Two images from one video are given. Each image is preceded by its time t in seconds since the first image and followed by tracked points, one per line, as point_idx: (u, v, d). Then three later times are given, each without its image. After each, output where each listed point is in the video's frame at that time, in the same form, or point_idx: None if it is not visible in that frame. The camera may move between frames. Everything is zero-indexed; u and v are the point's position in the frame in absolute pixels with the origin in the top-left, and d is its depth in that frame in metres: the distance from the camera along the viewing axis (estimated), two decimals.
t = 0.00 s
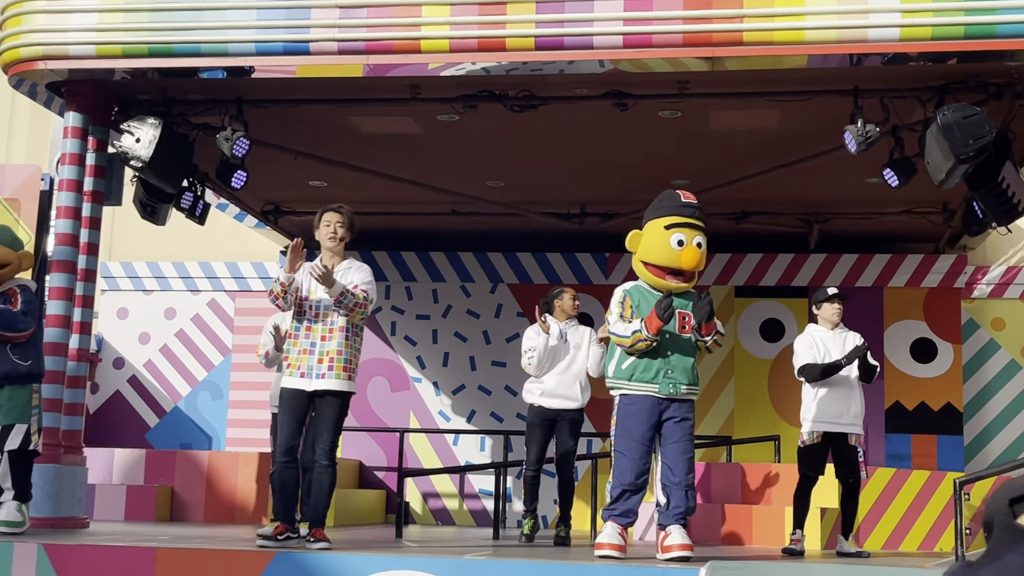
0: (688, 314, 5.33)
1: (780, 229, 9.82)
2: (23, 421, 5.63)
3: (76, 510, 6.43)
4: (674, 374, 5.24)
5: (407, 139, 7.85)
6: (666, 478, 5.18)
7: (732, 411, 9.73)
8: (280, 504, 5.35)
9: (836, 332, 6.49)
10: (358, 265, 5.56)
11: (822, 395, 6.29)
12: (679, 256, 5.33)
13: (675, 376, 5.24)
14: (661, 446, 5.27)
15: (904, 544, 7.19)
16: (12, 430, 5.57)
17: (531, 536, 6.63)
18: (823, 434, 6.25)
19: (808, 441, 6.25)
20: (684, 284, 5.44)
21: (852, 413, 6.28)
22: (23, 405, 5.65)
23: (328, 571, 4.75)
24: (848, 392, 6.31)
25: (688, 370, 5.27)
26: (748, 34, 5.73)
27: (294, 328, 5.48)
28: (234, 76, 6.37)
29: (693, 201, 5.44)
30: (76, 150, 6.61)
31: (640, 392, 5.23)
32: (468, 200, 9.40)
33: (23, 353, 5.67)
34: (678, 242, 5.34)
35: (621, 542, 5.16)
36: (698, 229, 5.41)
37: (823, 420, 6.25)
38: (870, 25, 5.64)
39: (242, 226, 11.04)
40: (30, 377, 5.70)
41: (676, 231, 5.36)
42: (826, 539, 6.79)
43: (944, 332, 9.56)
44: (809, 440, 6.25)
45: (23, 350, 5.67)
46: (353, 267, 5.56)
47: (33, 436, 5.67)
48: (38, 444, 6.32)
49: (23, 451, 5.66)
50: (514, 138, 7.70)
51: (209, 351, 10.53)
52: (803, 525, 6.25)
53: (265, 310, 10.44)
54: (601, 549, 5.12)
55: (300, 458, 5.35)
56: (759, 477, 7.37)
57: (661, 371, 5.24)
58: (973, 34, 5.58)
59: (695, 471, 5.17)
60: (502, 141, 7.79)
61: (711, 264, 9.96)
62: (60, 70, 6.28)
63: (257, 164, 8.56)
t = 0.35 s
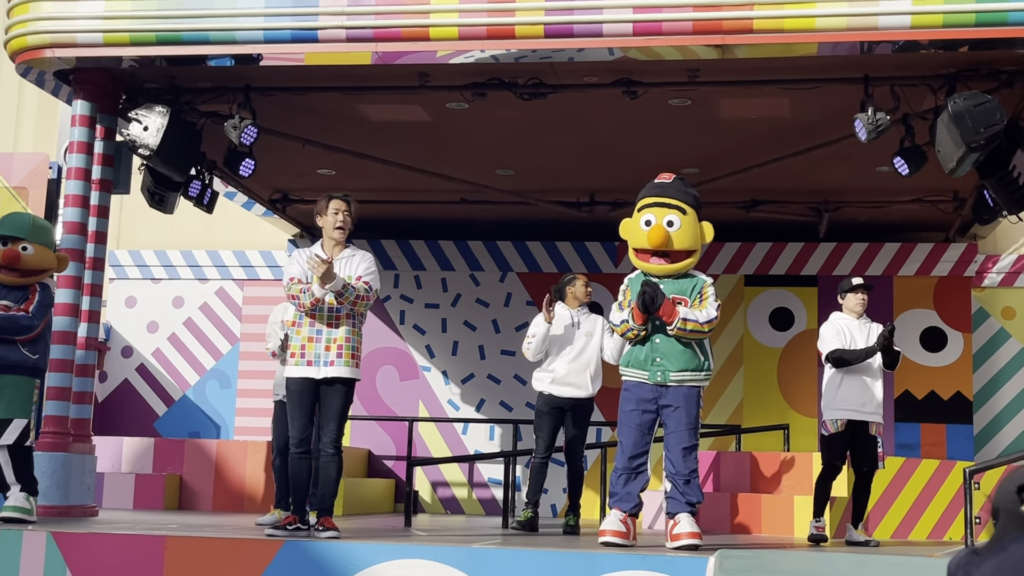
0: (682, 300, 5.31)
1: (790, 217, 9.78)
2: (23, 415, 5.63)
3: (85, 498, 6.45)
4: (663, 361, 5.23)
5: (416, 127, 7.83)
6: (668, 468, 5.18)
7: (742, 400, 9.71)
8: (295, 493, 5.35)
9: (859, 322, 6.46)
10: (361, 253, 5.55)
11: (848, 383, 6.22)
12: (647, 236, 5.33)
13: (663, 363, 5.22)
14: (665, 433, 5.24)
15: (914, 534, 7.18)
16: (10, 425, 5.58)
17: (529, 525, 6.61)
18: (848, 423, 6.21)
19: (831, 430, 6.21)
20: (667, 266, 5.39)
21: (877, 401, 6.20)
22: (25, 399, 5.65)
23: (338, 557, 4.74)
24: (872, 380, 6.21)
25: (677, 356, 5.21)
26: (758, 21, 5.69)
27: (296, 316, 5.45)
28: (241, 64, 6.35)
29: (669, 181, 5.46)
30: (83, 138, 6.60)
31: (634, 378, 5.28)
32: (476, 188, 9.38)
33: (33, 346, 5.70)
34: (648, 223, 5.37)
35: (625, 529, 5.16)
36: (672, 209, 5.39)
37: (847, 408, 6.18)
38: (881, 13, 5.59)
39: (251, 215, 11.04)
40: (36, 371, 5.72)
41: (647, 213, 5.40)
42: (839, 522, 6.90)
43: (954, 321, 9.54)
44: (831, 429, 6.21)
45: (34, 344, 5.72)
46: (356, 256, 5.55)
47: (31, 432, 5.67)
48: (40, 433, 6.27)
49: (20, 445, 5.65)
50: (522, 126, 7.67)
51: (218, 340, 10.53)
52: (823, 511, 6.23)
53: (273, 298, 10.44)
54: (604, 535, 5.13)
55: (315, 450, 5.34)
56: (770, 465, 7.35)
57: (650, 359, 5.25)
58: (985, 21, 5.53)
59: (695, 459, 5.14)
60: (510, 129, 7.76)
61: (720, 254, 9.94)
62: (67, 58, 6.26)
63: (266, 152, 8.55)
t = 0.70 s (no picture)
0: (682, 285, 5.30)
1: (809, 204, 9.74)
2: (58, 401, 5.71)
3: (108, 486, 6.48)
4: (662, 348, 5.25)
5: (435, 115, 7.81)
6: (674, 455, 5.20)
7: (762, 387, 9.69)
8: (318, 485, 5.34)
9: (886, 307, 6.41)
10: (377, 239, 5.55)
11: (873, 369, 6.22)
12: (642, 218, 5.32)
13: (661, 350, 5.24)
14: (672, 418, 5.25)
15: (935, 521, 7.13)
16: (46, 409, 5.66)
17: (551, 515, 6.58)
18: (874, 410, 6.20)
19: (858, 420, 6.23)
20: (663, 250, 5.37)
21: (900, 387, 6.19)
22: (59, 384, 5.71)
23: (361, 546, 4.76)
24: (896, 366, 6.20)
25: (675, 342, 5.22)
26: (780, 7, 5.65)
27: (312, 306, 5.47)
28: (261, 52, 6.34)
29: (670, 165, 5.44)
30: (104, 127, 6.62)
31: (636, 366, 5.31)
32: (494, 176, 9.36)
33: (60, 332, 5.73)
34: (645, 205, 5.37)
35: (647, 514, 5.15)
36: (669, 192, 5.35)
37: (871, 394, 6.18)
38: None
39: (269, 202, 11.06)
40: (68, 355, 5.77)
41: (646, 196, 5.39)
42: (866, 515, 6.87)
43: (975, 307, 9.48)
44: (857, 418, 6.22)
45: (61, 329, 5.74)
46: (372, 242, 5.55)
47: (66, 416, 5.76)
48: (69, 421, 6.36)
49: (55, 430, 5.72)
50: (541, 113, 7.65)
51: (237, 328, 10.58)
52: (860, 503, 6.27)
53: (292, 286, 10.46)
54: (626, 520, 5.11)
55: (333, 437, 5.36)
56: (791, 451, 7.33)
57: (649, 344, 5.28)
58: (1011, 6, 5.47)
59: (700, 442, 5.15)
60: (529, 116, 7.74)
61: (739, 241, 9.87)
62: (88, 47, 6.27)
63: (284, 141, 8.56)
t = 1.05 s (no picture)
0: (704, 258, 5.29)
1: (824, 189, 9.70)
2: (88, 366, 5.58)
3: (125, 472, 6.53)
4: (694, 321, 5.21)
5: (448, 102, 7.81)
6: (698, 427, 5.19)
7: (775, 373, 9.67)
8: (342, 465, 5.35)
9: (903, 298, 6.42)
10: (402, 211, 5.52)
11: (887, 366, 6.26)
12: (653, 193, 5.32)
13: (695, 324, 5.20)
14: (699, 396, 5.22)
15: (951, 507, 7.11)
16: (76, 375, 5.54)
17: (564, 500, 6.57)
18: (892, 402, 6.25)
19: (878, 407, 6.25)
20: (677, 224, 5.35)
21: (919, 379, 6.22)
22: (90, 348, 5.60)
23: (377, 531, 4.78)
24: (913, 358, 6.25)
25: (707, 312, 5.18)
26: None
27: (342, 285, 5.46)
28: (275, 40, 6.36)
29: (667, 142, 5.46)
30: (119, 115, 6.64)
31: (666, 348, 5.29)
32: (508, 163, 9.36)
33: (90, 294, 5.58)
34: (653, 181, 5.38)
35: (661, 505, 5.15)
36: (675, 165, 5.39)
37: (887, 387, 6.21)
38: None
39: (284, 190, 11.09)
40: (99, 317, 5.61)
41: (651, 171, 5.41)
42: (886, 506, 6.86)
43: (993, 292, 9.44)
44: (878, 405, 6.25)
45: (92, 291, 5.59)
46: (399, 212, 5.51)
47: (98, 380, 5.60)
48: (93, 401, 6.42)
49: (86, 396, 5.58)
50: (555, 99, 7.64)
51: (253, 316, 10.62)
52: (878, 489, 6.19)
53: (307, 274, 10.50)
54: (640, 512, 5.12)
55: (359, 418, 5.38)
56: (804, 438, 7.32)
57: (680, 322, 5.24)
58: None
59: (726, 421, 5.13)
60: (542, 102, 7.73)
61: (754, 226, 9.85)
62: (103, 35, 6.30)
63: (298, 128, 8.58)
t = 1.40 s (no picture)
0: (711, 263, 5.33)
1: (825, 180, 9.69)
2: (98, 374, 5.63)
3: (126, 464, 6.55)
4: (700, 326, 5.21)
5: (448, 93, 7.81)
6: (696, 430, 5.23)
7: (775, 365, 9.69)
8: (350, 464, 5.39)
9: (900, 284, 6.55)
10: (400, 209, 5.53)
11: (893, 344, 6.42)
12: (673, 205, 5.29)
13: (701, 327, 5.20)
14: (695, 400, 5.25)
15: (950, 498, 7.15)
16: (89, 384, 5.59)
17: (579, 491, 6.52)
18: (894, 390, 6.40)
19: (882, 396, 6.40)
20: (691, 235, 5.37)
21: (922, 358, 6.31)
22: (94, 357, 5.64)
23: (376, 523, 4.80)
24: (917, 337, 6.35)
25: (714, 316, 5.20)
26: None
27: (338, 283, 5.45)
28: (275, 32, 6.36)
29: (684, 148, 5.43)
30: (119, 107, 6.63)
31: (666, 351, 5.27)
32: (508, 155, 9.36)
33: (90, 304, 5.63)
34: (671, 193, 5.33)
35: (660, 495, 5.16)
36: (693, 175, 5.38)
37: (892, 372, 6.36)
38: None
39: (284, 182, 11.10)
40: (101, 328, 5.67)
41: (669, 183, 5.36)
42: (900, 487, 6.93)
43: (992, 285, 9.44)
44: (882, 395, 6.40)
45: (92, 301, 5.64)
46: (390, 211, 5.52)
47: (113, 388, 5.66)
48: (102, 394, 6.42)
49: (102, 404, 5.64)
50: (555, 90, 7.64)
51: (254, 308, 10.64)
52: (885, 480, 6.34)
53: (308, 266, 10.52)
54: (638, 501, 5.15)
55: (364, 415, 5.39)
56: (805, 430, 7.31)
57: (685, 325, 5.23)
58: None
59: (725, 422, 5.17)
60: (542, 94, 7.73)
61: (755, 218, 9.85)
62: (102, 28, 6.30)
63: (298, 120, 8.59)
